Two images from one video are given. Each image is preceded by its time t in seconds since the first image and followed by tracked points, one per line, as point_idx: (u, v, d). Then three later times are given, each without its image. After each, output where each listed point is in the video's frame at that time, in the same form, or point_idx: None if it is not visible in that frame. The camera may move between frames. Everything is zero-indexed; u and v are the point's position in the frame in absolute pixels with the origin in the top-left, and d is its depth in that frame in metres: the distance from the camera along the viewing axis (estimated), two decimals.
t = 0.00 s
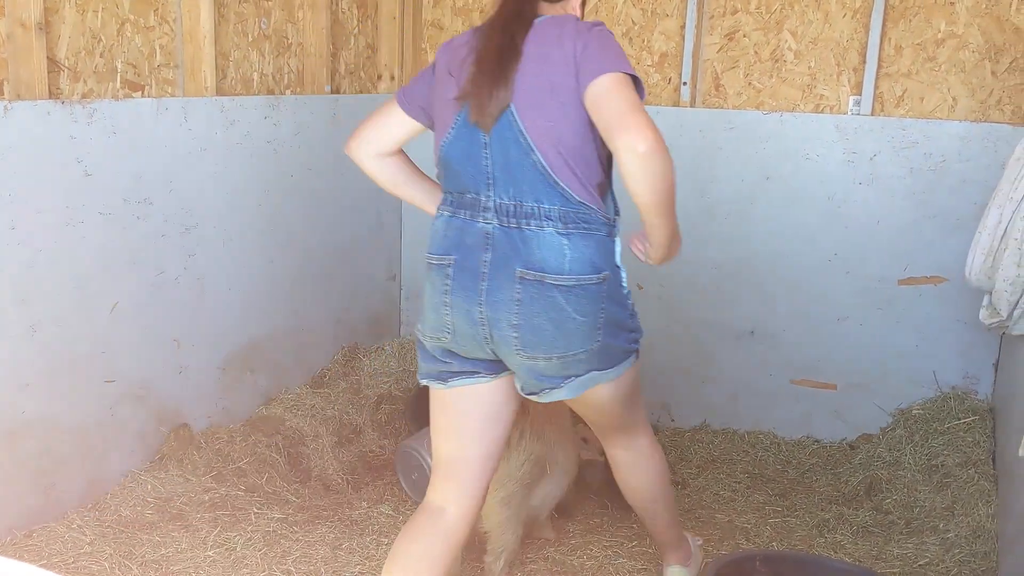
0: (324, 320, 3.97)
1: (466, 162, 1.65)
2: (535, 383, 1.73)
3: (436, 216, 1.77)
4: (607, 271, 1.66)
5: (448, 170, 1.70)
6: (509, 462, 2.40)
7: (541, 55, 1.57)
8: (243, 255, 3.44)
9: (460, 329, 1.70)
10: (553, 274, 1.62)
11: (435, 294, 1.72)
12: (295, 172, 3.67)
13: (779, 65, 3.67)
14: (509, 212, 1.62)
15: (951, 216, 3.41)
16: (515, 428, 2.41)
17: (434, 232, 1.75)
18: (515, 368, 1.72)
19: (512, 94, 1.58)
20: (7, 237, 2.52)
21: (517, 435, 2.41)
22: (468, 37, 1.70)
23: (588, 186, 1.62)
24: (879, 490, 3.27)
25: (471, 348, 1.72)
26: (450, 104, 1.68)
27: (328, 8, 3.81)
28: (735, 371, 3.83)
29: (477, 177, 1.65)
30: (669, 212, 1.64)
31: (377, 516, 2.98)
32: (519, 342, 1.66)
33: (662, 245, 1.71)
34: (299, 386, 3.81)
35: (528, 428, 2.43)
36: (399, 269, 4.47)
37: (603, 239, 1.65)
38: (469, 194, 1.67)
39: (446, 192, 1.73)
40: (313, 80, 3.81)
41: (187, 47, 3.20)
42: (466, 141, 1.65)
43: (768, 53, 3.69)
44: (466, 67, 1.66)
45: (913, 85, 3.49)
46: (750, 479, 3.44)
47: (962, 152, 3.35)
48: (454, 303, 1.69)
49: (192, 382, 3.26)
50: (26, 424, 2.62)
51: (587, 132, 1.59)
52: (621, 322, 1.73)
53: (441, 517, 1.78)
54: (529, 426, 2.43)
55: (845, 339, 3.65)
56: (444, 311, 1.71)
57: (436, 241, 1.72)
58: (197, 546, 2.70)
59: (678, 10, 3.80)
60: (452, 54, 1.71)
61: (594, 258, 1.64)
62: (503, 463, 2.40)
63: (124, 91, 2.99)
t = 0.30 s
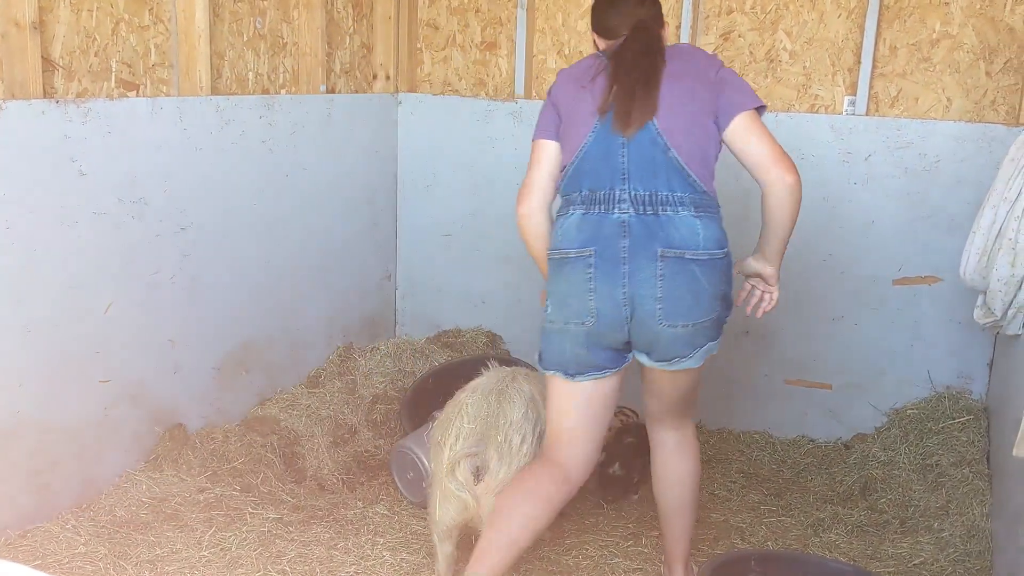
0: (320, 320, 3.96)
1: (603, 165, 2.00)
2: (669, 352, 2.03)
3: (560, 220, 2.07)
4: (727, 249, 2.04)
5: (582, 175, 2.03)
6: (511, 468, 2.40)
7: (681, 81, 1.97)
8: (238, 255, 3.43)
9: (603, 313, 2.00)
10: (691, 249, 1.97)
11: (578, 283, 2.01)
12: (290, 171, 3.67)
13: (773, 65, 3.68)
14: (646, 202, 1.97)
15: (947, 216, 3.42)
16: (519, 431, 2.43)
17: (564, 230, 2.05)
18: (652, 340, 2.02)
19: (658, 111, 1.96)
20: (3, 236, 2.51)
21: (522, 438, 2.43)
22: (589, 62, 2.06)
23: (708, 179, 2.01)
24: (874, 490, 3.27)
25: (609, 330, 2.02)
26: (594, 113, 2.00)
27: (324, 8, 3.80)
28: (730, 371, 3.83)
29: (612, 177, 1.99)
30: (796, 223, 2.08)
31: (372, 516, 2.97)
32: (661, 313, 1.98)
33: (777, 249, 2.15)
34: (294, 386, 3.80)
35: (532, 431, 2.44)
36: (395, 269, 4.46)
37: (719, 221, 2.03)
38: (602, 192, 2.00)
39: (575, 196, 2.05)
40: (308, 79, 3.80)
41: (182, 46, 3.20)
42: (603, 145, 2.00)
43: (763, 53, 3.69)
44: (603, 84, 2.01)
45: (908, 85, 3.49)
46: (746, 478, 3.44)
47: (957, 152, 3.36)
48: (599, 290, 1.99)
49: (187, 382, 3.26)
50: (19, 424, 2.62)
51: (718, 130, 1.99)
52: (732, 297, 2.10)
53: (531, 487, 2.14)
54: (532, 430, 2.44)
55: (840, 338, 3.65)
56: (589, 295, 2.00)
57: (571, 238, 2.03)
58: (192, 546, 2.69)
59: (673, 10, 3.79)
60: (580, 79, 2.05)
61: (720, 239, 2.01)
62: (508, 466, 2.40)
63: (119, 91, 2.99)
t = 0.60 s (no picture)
0: (316, 320, 3.96)
1: (686, 130, 2.17)
2: (751, 299, 2.15)
3: (640, 180, 2.15)
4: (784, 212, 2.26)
5: (664, 139, 2.16)
6: (478, 465, 2.40)
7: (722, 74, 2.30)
8: (234, 255, 3.43)
9: (697, 261, 2.10)
10: (769, 202, 2.17)
11: (671, 235, 2.10)
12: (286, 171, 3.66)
13: (770, 65, 3.68)
14: (728, 161, 2.14)
15: (942, 216, 3.43)
16: (487, 428, 2.48)
17: (649, 187, 2.13)
18: (741, 290, 2.14)
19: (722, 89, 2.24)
20: None
21: (489, 434, 2.46)
22: (638, 57, 2.30)
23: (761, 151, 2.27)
24: (870, 488, 3.28)
25: (698, 281, 2.12)
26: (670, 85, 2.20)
27: (320, 7, 3.80)
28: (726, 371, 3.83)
29: (695, 140, 2.16)
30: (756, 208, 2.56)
31: (369, 516, 2.97)
32: (747, 263, 2.13)
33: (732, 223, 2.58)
34: (290, 385, 3.80)
35: (500, 427, 2.49)
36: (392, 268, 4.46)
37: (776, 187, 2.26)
38: (686, 153, 2.14)
39: (658, 158, 2.14)
40: (304, 79, 3.80)
41: (178, 46, 3.20)
42: (682, 113, 2.19)
43: (759, 53, 3.69)
44: (667, 67, 2.24)
45: (904, 84, 3.50)
46: (742, 477, 3.44)
47: (952, 152, 3.37)
48: (693, 239, 2.09)
49: (183, 381, 3.25)
50: (15, 424, 2.61)
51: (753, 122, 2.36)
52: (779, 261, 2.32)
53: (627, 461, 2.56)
54: (501, 427, 2.49)
55: (836, 338, 3.66)
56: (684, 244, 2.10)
57: (660, 195, 2.11)
58: (188, 546, 2.69)
59: (670, 10, 3.80)
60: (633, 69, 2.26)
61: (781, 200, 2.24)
62: (474, 462, 2.40)
63: (115, 90, 2.99)
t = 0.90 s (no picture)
0: (314, 320, 3.96)
1: (700, 143, 2.46)
2: (773, 286, 2.53)
3: (670, 191, 2.43)
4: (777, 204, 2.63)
5: (685, 151, 2.45)
6: (457, 462, 2.40)
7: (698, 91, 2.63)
8: (232, 255, 3.43)
9: (734, 258, 2.41)
10: (775, 196, 2.51)
11: (710, 236, 2.40)
12: (284, 172, 3.66)
13: (768, 66, 3.68)
14: (741, 164, 2.46)
15: (940, 217, 3.43)
16: (466, 425, 2.47)
17: (680, 197, 2.42)
18: (764, 277, 2.49)
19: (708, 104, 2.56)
20: None
21: (468, 431, 2.46)
22: (624, 86, 2.57)
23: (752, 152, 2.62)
24: (868, 489, 3.28)
25: (733, 275, 2.44)
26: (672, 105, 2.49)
27: (318, 7, 3.80)
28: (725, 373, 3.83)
29: (712, 149, 2.46)
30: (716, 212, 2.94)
31: (367, 516, 2.97)
32: (771, 255, 2.48)
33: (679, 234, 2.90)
34: (288, 385, 3.80)
35: (480, 424, 2.48)
36: (390, 268, 4.46)
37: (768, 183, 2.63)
38: (708, 160, 2.44)
39: (681, 171, 2.43)
40: (302, 78, 3.80)
41: (176, 46, 3.19)
42: (690, 127, 2.48)
43: (757, 54, 3.69)
44: (656, 92, 2.53)
45: (902, 85, 3.50)
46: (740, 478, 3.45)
47: (950, 153, 3.37)
48: (729, 239, 2.40)
49: (181, 382, 3.25)
50: (12, 424, 2.61)
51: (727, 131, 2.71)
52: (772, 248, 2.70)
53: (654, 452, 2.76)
54: (481, 424, 2.48)
55: (834, 339, 3.66)
56: (719, 243, 2.40)
57: (693, 202, 2.40)
58: (186, 547, 2.69)
59: (668, 10, 3.80)
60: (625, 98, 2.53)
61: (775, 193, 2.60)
62: (452, 459, 2.41)
63: (113, 90, 2.99)
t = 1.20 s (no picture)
0: (311, 322, 3.96)
1: (719, 161, 2.71)
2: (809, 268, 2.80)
3: (718, 199, 2.62)
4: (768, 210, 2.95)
5: (713, 168, 2.67)
6: (453, 463, 2.41)
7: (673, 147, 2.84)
8: (228, 257, 3.42)
9: (789, 243, 2.65)
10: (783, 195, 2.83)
11: (769, 229, 2.62)
12: (281, 174, 3.66)
13: (764, 68, 3.68)
14: (757, 170, 2.75)
15: (936, 219, 3.43)
16: (462, 426, 2.47)
17: (731, 199, 2.62)
18: (803, 260, 2.76)
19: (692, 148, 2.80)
20: None
21: (464, 432, 2.46)
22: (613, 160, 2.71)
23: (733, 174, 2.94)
24: (864, 491, 3.29)
25: (790, 259, 2.66)
26: (669, 156, 2.68)
27: (315, 9, 3.80)
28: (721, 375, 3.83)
29: (731, 162, 2.72)
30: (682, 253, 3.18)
31: (363, 518, 2.97)
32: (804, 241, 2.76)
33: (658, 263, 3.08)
34: (285, 387, 3.80)
35: (476, 425, 2.49)
36: (386, 270, 4.46)
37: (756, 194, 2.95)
38: (734, 170, 2.69)
39: (720, 182, 2.64)
40: (299, 80, 3.80)
41: (172, 47, 3.19)
42: (701, 157, 2.71)
43: (754, 56, 3.70)
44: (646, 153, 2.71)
45: (898, 88, 3.51)
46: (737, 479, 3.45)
47: (946, 155, 3.38)
48: (782, 227, 2.64)
49: (177, 383, 3.25)
50: (8, 427, 2.60)
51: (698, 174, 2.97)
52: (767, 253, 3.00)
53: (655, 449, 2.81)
54: (477, 425, 2.49)
55: (830, 341, 3.66)
56: (779, 234, 2.62)
57: (746, 203, 2.62)
58: (183, 548, 2.69)
59: (665, 12, 3.80)
60: (620, 170, 2.66)
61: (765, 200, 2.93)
62: (448, 460, 2.41)
63: (109, 91, 2.99)
